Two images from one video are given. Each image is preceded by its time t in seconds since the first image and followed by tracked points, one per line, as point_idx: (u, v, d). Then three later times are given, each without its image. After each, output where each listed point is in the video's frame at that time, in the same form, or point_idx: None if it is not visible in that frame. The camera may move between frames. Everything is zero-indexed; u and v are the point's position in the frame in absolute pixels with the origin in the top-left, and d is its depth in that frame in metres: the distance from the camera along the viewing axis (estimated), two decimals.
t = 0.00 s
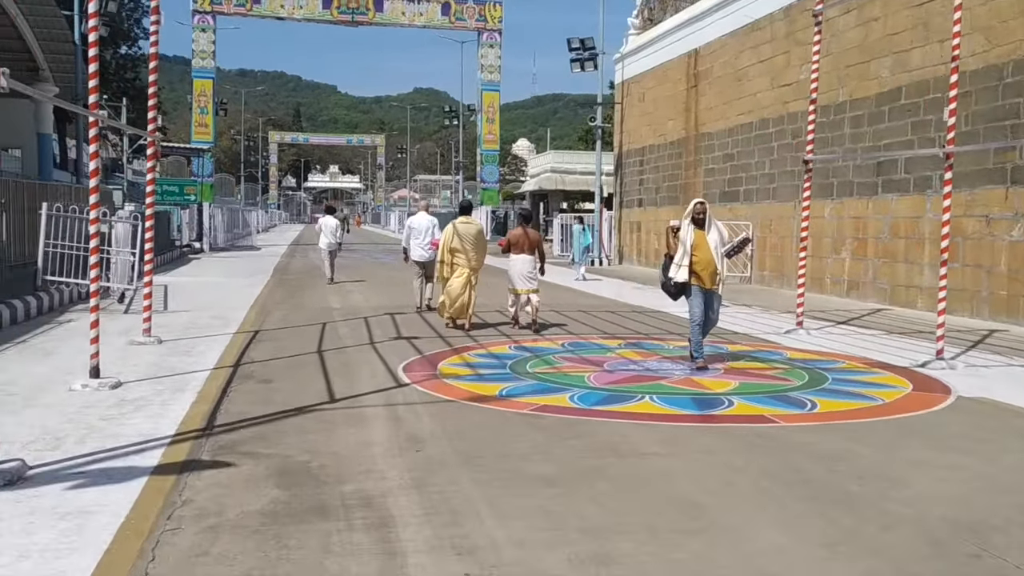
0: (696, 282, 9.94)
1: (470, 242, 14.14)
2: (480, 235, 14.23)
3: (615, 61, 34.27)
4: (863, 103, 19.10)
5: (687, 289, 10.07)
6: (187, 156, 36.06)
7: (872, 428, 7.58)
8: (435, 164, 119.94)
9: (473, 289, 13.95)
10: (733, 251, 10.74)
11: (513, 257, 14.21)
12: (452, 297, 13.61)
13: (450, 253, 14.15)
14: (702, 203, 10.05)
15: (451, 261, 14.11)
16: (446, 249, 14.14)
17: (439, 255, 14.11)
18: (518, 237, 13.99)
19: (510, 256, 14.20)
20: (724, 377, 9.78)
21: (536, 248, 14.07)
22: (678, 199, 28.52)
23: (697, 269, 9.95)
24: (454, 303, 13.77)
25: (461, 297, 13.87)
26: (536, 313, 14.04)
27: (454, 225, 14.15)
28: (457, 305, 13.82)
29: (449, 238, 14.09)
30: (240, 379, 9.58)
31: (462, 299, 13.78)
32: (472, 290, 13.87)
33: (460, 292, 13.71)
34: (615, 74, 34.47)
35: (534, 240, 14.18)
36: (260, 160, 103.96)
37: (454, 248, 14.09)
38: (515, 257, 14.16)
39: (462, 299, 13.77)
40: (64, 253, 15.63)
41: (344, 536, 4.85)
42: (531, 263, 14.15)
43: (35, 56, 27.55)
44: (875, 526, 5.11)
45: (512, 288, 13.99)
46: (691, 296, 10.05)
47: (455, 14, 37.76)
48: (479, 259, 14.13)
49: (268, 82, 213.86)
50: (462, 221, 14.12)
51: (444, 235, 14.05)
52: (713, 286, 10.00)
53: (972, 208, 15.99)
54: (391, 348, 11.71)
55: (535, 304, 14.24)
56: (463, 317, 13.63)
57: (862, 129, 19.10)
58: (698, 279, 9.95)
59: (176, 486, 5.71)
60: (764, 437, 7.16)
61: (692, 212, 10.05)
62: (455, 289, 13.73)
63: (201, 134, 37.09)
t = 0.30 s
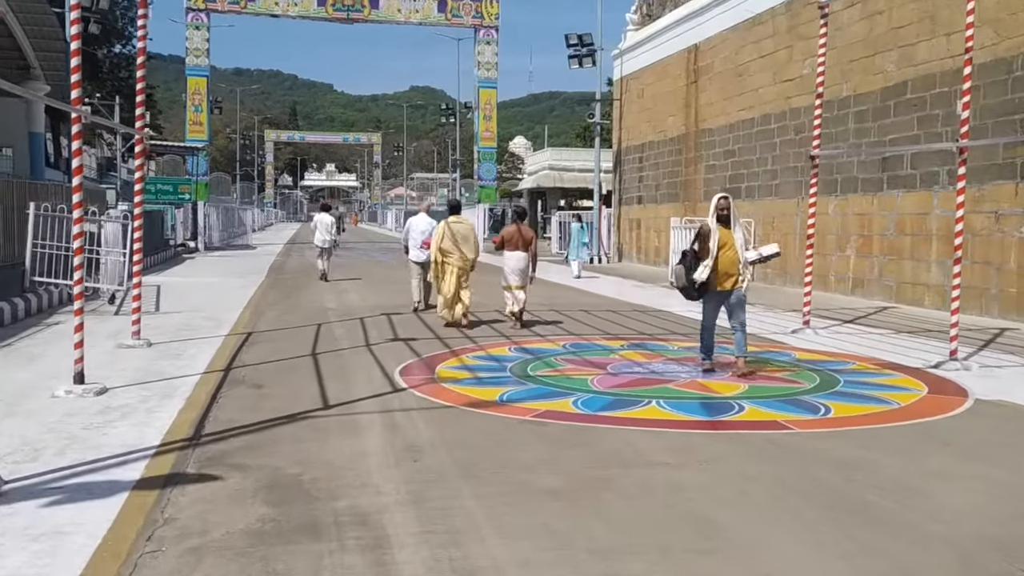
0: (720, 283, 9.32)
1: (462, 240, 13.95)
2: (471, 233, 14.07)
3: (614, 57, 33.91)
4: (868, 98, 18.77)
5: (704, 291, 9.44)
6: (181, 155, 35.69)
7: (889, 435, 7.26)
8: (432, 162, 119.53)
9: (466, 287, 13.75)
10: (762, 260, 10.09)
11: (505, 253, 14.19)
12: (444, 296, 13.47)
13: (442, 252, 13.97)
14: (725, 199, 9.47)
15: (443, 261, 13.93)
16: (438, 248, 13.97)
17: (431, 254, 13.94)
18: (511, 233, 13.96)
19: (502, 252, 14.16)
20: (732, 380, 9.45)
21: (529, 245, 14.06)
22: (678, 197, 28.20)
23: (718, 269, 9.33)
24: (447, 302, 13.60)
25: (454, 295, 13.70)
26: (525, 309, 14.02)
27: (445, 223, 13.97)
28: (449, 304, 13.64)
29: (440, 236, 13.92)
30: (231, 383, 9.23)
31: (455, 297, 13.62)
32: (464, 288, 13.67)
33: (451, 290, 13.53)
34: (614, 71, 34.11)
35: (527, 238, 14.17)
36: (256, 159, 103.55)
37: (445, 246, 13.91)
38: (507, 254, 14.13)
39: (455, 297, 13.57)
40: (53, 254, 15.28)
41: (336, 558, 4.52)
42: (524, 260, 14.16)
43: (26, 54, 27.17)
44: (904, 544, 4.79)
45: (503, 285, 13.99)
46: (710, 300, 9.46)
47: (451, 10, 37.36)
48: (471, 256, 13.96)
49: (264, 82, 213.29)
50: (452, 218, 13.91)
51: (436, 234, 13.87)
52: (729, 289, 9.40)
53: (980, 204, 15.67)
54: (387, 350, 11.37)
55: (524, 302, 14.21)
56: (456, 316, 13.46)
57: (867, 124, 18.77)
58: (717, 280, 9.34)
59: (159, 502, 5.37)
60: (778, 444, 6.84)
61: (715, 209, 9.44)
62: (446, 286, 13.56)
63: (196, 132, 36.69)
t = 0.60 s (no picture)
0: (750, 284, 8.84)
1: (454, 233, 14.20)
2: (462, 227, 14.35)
3: (611, 50, 33.59)
4: (870, 91, 18.51)
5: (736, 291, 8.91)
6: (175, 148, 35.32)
7: (903, 438, 7.01)
8: (428, 156, 119.11)
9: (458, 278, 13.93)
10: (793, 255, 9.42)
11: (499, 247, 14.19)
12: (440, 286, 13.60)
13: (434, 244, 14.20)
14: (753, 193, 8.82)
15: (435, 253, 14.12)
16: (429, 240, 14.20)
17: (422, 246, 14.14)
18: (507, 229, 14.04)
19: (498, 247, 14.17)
20: (737, 380, 9.19)
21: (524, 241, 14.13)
22: (676, 191, 27.93)
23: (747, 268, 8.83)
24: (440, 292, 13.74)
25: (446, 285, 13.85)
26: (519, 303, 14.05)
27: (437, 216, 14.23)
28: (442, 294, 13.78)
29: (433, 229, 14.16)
30: (220, 384, 8.94)
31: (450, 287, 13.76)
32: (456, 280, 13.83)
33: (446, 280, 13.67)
34: (611, 63, 33.79)
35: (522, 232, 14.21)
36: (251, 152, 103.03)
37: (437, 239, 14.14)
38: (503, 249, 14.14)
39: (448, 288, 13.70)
40: (42, 249, 14.98)
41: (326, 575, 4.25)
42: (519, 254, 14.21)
43: (16, 45, 26.82)
44: (926, 558, 4.54)
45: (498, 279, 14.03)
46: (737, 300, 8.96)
47: (447, 3, 36.98)
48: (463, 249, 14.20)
49: (260, 75, 212.56)
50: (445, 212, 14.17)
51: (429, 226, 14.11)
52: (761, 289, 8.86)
53: (986, 198, 15.42)
54: (382, 348, 11.07)
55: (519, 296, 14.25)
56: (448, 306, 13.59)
57: (870, 117, 18.51)
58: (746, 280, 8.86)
59: (140, 513, 5.09)
60: (789, 450, 6.58)
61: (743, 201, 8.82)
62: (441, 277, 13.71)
63: (189, 125, 36.33)
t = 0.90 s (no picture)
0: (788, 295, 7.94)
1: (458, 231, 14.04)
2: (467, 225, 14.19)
3: (616, 48, 33.26)
4: (882, 89, 18.18)
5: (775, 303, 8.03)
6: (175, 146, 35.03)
7: (932, 450, 6.68)
8: (430, 155, 118.81)
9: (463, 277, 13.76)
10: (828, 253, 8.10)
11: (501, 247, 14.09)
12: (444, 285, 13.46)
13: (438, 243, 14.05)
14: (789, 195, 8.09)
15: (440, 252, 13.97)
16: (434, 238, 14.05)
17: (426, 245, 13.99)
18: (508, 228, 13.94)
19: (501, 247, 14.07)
20: (755, 387, 8.86)
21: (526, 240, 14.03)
22: (682, 190, 27.61)
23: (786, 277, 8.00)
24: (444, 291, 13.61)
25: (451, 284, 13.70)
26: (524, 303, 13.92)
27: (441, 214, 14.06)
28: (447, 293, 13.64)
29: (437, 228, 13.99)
30: (217, 388, 8.63)
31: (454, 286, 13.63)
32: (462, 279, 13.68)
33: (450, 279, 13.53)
34: (616, 62, 33.47)
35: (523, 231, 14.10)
36: (253, 151, 102.75)
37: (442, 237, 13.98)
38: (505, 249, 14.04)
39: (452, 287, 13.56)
40: (37, 248, 14.65)
41: None
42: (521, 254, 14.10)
43: (15, 41, 26.52)
44: None
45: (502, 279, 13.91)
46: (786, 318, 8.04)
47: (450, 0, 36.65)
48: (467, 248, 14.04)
49: (262, 73, 212.39)
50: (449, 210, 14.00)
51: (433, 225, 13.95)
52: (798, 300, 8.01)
53: (1003, 199, 15.08)
54: (386, 351, 10.76)
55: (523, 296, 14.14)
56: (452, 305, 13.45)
57: (881, 116, 18.19)
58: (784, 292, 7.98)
59: (129, 531, 4.77)
60: (815, 463, 6.26)
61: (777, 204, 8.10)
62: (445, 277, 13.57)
63: (190, 123, 36.03)
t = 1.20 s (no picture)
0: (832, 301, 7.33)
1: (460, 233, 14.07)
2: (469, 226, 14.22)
3: (620, 47, 32.98)
4: (892, 87, 17.91)
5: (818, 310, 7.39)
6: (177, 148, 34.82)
7: (961, 461, 6.43)
8: (433, 155, 118.58)
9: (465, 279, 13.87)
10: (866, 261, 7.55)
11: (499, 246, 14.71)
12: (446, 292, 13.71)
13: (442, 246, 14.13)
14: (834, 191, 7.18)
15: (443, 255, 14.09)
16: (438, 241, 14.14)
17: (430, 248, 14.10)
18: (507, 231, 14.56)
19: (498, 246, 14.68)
20: (771, 395, 8.58)
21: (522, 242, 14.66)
22: (688, 190, 27.33)
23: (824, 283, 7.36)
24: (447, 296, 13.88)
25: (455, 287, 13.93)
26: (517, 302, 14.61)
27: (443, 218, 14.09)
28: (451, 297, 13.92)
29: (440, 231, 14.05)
30: (218, 398, 8.37)
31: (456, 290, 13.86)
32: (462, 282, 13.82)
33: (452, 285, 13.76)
34: (620, 60, 33.20)
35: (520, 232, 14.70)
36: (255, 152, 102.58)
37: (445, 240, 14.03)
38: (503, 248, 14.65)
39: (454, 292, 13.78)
40: (36, 252, 14.42)
41: None
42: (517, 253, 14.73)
43: (14, 43, 26.29)
44: None
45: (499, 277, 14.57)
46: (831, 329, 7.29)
47: None
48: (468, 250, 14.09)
49: (264, 74, 212.26)
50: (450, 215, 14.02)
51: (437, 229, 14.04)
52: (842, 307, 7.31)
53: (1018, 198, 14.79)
54: (391, 357, 10.49)
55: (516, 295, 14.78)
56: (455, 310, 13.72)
57: (892, 113, 17.91)
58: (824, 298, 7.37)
59: (123, 557, 4.52)
60: (841, 476, 6.00)
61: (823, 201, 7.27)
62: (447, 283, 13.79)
63: (192, 125, 35.81)
